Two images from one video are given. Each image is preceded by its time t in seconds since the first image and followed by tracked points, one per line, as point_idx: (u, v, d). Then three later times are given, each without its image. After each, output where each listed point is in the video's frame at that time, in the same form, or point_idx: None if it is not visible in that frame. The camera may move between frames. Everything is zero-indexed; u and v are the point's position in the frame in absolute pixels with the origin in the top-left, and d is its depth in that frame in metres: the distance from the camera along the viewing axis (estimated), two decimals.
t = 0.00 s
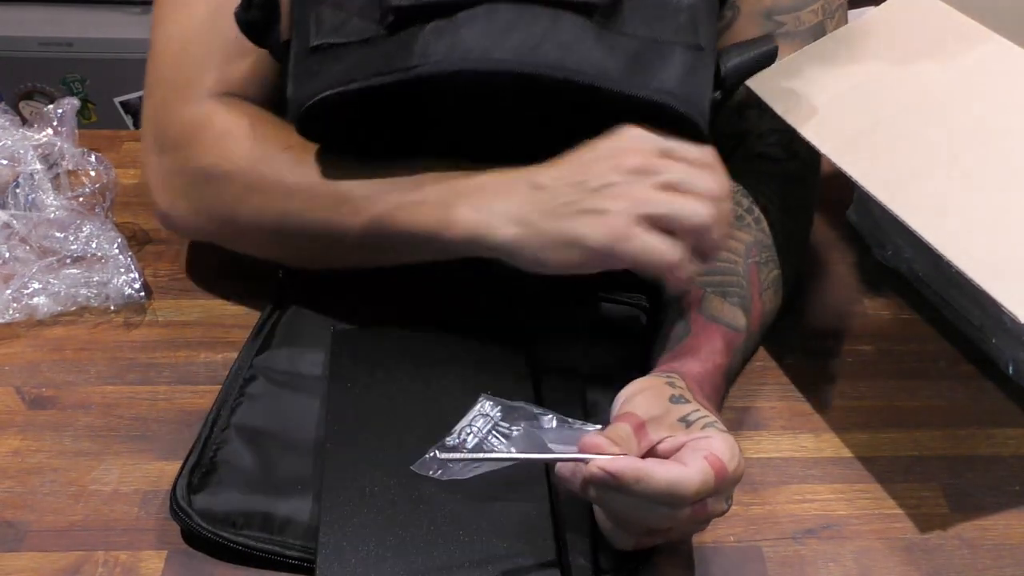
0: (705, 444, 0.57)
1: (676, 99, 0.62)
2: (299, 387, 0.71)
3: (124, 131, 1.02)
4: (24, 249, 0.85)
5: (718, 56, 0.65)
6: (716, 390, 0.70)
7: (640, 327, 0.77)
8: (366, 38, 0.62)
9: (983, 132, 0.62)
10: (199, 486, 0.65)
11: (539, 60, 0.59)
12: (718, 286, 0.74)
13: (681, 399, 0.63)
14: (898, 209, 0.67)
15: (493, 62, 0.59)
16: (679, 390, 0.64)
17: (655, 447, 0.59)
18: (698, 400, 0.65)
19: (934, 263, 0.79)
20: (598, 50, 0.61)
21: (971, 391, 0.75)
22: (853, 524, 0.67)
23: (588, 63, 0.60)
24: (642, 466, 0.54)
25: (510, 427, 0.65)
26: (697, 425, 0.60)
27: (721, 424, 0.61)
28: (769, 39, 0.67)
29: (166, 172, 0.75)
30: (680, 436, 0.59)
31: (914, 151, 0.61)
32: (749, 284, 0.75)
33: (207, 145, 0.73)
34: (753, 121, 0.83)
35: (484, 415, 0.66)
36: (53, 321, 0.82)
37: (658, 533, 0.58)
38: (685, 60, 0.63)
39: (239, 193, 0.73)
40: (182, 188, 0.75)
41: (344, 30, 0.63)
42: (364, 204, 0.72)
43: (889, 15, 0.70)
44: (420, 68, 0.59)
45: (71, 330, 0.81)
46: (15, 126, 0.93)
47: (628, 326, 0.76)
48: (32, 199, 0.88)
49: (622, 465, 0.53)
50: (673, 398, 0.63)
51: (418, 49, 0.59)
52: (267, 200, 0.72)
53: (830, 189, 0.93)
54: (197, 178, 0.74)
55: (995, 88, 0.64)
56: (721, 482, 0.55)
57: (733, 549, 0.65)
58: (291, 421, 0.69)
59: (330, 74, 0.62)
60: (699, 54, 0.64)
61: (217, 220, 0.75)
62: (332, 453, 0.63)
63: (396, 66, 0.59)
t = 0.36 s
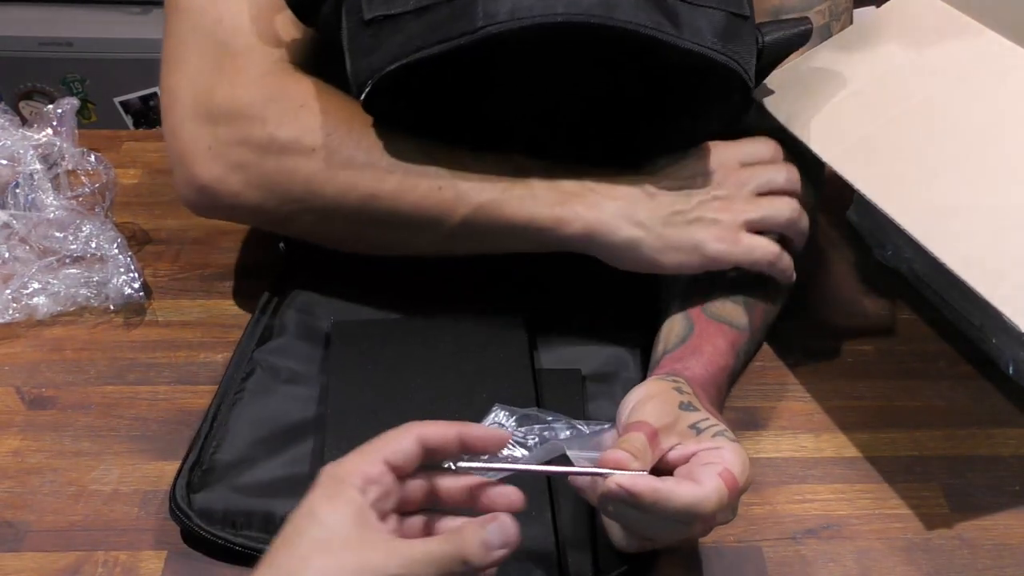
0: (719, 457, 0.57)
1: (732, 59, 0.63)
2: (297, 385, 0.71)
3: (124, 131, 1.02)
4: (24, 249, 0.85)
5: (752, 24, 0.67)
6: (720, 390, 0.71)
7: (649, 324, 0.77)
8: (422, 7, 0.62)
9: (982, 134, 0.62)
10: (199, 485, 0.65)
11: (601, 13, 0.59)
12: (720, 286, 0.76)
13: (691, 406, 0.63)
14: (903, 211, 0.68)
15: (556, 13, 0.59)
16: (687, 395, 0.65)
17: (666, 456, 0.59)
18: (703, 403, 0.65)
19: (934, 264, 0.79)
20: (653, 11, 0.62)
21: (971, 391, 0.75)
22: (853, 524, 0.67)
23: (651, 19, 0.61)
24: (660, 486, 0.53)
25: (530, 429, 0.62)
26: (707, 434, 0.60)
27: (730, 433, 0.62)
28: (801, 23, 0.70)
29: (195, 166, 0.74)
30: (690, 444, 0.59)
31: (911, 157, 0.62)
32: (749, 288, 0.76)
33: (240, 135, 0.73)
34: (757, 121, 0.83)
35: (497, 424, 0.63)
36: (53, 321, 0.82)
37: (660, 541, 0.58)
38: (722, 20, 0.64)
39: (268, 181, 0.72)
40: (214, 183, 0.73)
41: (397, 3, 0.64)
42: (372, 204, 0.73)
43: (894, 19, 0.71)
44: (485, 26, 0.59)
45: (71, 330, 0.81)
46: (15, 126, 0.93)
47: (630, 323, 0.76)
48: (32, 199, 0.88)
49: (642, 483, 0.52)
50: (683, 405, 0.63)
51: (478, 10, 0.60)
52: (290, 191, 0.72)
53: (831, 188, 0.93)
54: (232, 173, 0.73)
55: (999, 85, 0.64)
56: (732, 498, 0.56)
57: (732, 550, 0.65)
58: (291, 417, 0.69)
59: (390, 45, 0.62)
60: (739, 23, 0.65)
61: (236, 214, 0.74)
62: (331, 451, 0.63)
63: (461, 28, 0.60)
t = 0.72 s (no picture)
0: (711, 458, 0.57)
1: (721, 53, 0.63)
2: (297, 382, 0.71)
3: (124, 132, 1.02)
4: (24, 249, 0.85)
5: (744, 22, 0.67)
6: (712, 389, 0.71)
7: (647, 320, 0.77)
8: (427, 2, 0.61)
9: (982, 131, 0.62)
10: (199, 480, 0.65)
11: None
12: (710, 285, 0.76)
13: (681, 405, 0.63)
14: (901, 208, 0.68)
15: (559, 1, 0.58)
16: (677, 393, 0.65)
17: (659, 452, 0.59)
18: (694, 401, 0.65)
19: (934, 263, 0.79)
20: None
21: (971, 391, 0.75)
22: (853, 524, 0.67)
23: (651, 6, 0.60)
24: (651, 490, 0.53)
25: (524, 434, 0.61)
26: (701, 430, 0.61)
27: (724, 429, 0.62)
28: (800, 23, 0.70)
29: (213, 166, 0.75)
30: (685, 441, 0.59)
31: (913, 154, 0.62)
32: (741, 287, 0.76)
33: (252, 134, 0.73)
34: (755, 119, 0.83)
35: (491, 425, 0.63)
36: (53, 321, 0.82)
37: (656, 542, 0.58)
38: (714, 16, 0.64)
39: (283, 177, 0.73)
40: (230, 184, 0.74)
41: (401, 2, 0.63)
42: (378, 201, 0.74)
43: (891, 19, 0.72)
44: (487, 23, 0.59)
45: (71, 330, 0.81)
46: (15, 126, 0.93)
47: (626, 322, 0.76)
48: (32, 199, 0.88)
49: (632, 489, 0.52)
50: (673, 403, 0.63)
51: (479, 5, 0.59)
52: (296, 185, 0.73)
53: (830, 189, 0.93)
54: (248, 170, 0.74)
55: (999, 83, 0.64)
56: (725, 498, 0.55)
57: (733, 549, 0.65)
58: (290, 413, 0.69)
59: (399, 48, 0.62)
60: (733, 21, 0.65)
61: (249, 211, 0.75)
62: (330, 450, 0.63)
63: (461, 25, 0.59)
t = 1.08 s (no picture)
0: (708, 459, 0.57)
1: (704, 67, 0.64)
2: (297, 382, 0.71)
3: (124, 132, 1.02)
4: (24, 249, 0.85)
5: (728, 33, 0.68)
6: (713, 391, 0.71)
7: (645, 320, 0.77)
8: (413, 21, 0.62)
9: (982, 132, 0.62)
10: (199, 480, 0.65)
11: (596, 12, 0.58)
12: (709, 287, 0.76)
13: (681, 407, 0.63)
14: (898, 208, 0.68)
15: (537, 13, 0.57)
16: (677, 396, 0.65)
17: (660, 457, 0.59)
18: (694, 403, 0.65)
19: (934, 262, 0.79)
20: (642, 12, 0.61)
21: (971, 391, 0.75)
22: (853, 524, 0.67)
23: (640, 20, 0.60)
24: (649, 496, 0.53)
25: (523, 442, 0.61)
26: (700, 431, 0.61)
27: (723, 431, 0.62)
28: (785, 27, 0.71)
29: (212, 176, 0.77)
30: (684, 443, 0.59)
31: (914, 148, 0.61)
32: (741, 288, 0.76)
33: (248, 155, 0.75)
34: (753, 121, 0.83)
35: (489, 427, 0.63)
36: (53, 321, 0.82)
37: (656, 547, 0.58)
38: (693, 28, 0.64)
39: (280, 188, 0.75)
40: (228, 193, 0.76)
41: (392, 18, 0.63)
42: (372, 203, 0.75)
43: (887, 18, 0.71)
44: (473, 40, 0.59)
45: (71, 330, 0.81)
46: (15, 126, 0.93)
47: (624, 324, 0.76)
48: (32, 199, 0.88)
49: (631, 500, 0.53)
50: (673, 406, 0.63)
51: (462, 20, 0.59)
52: (293, 192, 0.75)
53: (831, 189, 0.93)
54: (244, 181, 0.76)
55: (997, 84, 0.64)
56: (723, 500, 0.56)
57: (733, 549, 0.65)
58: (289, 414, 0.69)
59: (389, 66, 0.63)
60: (716, 32, 0.66)
61: (249, 219, 0.77)
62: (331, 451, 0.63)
63: (448, 46, 0.60)
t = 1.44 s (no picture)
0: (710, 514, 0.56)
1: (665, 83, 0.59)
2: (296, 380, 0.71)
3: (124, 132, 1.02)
4: (25, 249, 0.86)
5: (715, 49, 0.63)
6: (721, 397, 0.70)
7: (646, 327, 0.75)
8: (375, 37, 0.60)
9: (981, 134, 0.62)
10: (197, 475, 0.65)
11: (538, 38, 0.56)
12: (717, 290, 0.75)
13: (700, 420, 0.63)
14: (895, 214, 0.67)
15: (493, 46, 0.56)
16: (696, 408, 0.65)
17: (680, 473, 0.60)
18: (710, 416, 0.65)
19: (934, 263, 0.79)
20: (594, 28, 0.58)
21: (971, 391, 0.75)
22: (853, 524, 0.67)
23: (584, 40, 0.57)
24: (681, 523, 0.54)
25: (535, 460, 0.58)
26: (720, 447, 0.62)
27: (740, 446, 0.63)
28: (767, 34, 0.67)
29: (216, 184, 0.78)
30: (705, 460, 0.60)
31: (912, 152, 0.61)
32: (750, 292, 0.75)
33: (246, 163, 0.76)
34: (752, 123, 0.83)
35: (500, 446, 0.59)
36: (53, 321, 0.82)
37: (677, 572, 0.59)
38: (675, 47, 0.60)
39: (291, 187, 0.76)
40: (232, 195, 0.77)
41: (357, 33, 0.61)
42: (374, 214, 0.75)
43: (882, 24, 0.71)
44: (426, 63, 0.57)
45: (71, 330, 0.81)
46: (15, 126, 0.93)
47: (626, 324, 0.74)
48: (32, 199, 0.88)
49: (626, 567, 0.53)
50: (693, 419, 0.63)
51: (421, 44, 0.58)
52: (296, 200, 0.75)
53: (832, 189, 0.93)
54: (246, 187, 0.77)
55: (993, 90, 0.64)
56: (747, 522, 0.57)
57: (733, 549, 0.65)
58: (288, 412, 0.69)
59: (348, 81, 0.61)
60: (692, 46, 0.61)
61: (247, 221, 0.77)
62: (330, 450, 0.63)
63: (403, 64, 0.58)
